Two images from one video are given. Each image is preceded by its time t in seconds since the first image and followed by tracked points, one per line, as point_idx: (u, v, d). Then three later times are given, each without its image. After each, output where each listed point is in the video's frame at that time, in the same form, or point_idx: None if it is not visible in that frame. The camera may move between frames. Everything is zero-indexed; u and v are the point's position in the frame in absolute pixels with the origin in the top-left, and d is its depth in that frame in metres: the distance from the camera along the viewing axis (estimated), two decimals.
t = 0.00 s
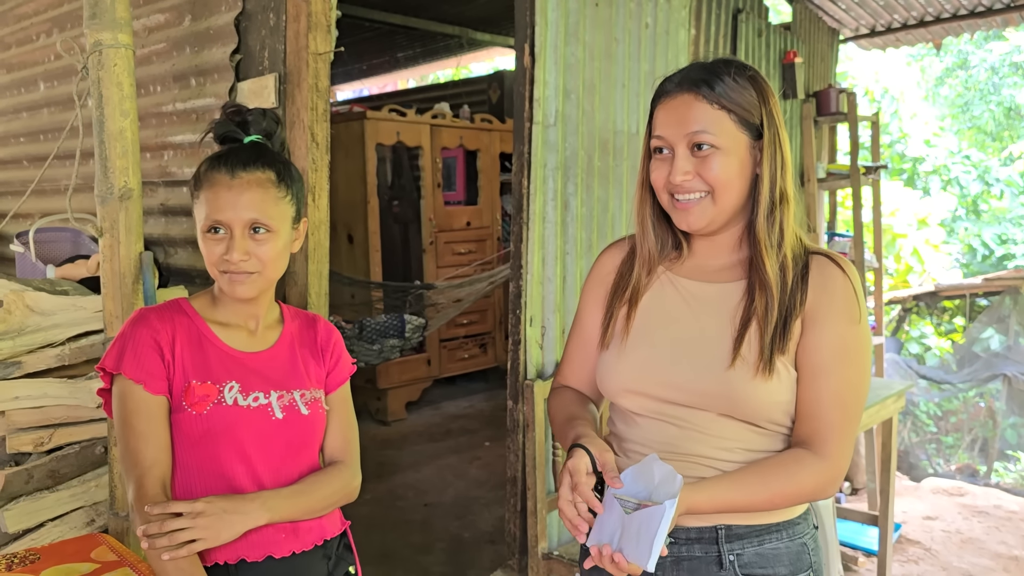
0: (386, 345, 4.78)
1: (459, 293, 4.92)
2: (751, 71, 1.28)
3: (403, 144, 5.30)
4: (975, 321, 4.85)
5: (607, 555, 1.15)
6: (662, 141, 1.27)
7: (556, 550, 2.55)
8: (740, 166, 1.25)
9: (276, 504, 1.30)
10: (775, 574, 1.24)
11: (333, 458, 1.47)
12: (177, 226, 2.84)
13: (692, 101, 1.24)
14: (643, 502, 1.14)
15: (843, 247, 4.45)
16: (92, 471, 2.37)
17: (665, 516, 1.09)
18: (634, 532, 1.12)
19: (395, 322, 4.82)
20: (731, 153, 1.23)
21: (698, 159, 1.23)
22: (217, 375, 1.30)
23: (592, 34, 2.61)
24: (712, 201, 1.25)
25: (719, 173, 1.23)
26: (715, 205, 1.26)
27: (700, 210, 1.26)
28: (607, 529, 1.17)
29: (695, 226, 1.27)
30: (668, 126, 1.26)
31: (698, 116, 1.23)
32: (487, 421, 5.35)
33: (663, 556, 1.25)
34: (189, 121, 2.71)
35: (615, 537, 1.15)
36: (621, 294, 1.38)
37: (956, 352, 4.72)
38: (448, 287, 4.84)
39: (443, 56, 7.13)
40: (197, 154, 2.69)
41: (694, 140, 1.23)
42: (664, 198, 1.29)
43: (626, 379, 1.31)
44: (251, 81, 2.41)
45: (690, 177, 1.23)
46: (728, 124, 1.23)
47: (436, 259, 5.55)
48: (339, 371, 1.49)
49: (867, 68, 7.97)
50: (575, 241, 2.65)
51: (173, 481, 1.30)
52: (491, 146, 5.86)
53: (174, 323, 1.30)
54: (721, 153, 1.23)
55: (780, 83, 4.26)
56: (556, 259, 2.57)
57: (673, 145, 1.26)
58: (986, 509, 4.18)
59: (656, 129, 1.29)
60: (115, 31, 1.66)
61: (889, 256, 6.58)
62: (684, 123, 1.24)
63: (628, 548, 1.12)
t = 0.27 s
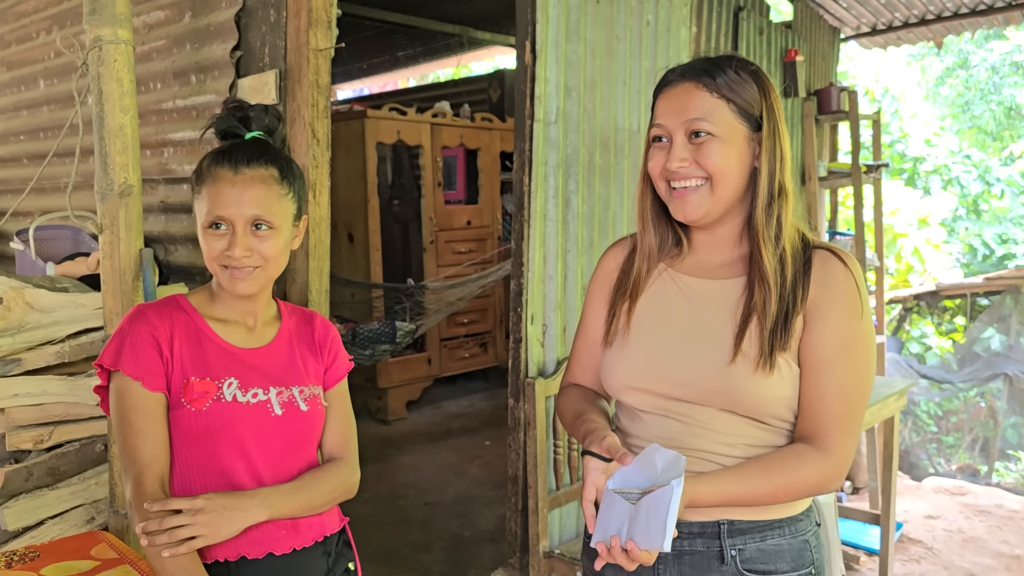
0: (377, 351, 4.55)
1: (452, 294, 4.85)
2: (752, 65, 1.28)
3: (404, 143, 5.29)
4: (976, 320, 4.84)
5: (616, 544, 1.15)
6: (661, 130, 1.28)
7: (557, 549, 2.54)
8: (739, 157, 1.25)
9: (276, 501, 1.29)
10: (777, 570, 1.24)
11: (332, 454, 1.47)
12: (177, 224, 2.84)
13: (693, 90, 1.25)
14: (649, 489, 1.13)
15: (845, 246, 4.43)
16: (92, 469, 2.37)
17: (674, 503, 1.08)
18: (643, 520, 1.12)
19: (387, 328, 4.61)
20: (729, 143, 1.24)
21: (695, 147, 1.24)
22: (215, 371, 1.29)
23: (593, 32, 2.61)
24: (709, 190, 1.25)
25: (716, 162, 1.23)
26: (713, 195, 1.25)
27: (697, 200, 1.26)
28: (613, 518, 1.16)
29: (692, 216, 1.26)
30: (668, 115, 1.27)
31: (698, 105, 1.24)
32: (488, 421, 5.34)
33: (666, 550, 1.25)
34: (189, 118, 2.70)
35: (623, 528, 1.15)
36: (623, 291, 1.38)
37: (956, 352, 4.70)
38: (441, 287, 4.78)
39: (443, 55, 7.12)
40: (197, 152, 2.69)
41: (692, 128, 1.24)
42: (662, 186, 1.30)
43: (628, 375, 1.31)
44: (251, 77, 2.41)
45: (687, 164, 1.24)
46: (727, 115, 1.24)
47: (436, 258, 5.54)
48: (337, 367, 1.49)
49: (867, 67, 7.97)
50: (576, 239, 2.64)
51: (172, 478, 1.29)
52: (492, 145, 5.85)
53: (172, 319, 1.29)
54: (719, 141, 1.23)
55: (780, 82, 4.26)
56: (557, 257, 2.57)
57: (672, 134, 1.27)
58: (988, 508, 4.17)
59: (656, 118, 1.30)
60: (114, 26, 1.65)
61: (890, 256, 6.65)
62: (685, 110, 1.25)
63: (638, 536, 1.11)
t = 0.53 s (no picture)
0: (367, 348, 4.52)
1: (446, 289, 4.86)
2: (753, 65, 1.28)
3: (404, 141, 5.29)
4: (976, 320, 4.83)
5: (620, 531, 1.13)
6: (663, 129, 1.28)
7: (557, 547, 2.54)
8: (741, 154, 1.25)
9: (276, 496, 1.29)
10: (776, 564, 1.24)
11: (331, 449, 1.47)
12: (177, 221, 2.84)
13: (695, 88, 1.25)
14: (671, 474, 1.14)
15: (846, 244, 4.41)
16: (92, 466, 2.37)
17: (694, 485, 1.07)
18: (654, 505, 1.11)
19: (377, 326, 4.56)
20: (731, 140, 1.23)
21: (697, 144, 1.24)
22: (213, 367, 1.29)
23: (594, 30, 2.61)
24: (711, 186, 1.25)
25: (718, 160, 1.23)
26: (716, 190, 1.25)
27: (699, 195, 1.26)
28: (621, 506, 1.15)
29: (695, 212, 1.26)
30: (669, 113, 1.27)
31: (701, 104, 1.24)
32: (488, 419, 5.34)
33: (666, 543, 1.25)
34: (189, 115, 2.70)
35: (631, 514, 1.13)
36: (626, 287, 1.37)
37: (957, 351, 4.69)
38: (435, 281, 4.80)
39: (443, 53, 7.11)
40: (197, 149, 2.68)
41: (694, 126, 1.24)
42: (663, 184, 1.30)
43: (633, 370, 1.31)
44: (252, 74, 2.41)
45: (689, 161, 1.24)
46: (728, 113, 1.23)
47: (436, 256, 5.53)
48: (333, 362, 1.49)
49: (867, 66, 7.96)
50: (576, 237, 2.64)
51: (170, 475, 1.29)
52: (492, 144, 5.85)
53: (170, 315, 1.29)
54: (721, 139, 1.23)
55: (781, 80, 4.25)
56: (558, 255, 2.56)
57: (674, 132, 1.27)
58: (988, 507, 4.17)
59: (658, 116, 1.30)
60: (115, 22, 1.65)
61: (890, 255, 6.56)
62: (687, 108, 1.25)
63: (646, 519, 1.10)
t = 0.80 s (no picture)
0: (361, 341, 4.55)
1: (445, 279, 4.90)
2: (752, 69, 1.28)
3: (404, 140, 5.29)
4: (976, 318, 4.82)
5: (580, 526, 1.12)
6: (666, 147, 1.28)
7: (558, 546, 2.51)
8: (745, 165, 1.26)
9: (274, 492, 1.29)
10: (769, 560, 1.24)
11: (328, 442, 1.47)
12: (178, 219, 2.84)
13: (694, 105, 1.24)
14: (634, 469, 1.16)
15: (846, 243, 4.37)
16: (92, 464, 2.37)
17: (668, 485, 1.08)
18: (621, 503, 1.11)
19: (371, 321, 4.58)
20: (734, 152, 1.24)
21: (702, 160, 1.24)
22: (212, 364, 1.29)
23: (594, 28, 2.61)
24: (717, 200, 1.26)
25: (722, 174, 1.23)
26: (720, 205, 1.27)
27: (706, 209, 1.27)
28: (579, 503, 1.14)
29: (702, 225, 1.28)
30: (671, 130, 1.27)
31: (701, 119, 1.23)
32: (488, 417, 5.34)
33: (660, 538, 1.26)
34: (189, 113, 2.70)
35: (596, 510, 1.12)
36: (631, 283, 1.37)
37: (957, 350, 4.70)
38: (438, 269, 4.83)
39: (443, 52, 7.11)
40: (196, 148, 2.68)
41: (696, 144, 1.24)
42: (672, 200, 1.30)
43: (637, 363, 1.30)
44: (252, 73, 2.41)
45: (696, 178, 1.24)
46: (729, 124, 1.23)
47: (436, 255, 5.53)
48: (330, 355, 1.49)
49: (867, 65, 7.96)
50: (577, 234, 2.62)
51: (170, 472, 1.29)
52: (492, 142, 5.85)
53: (168, 312, 1.29)
54: (723, 151, 1.23)
55: (781, 78, 4.25)
56: (558, 254, 2.57)
57: (677, 147, 1.26)
58: (988, 505, 4.17)
59: (659, 133, 1.29)
60: (114, 20, 1.65)
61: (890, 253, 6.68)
62: (688, 125, 1.24)
63: (613, 518, 1.10)
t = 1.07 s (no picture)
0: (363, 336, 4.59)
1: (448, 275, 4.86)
2: (751, 65, 1.28)
3: (404, 134, 5.28)
4: (976, 312, 4.81)
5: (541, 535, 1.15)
6: (669, 142, 1.28)
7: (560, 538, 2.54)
8: (747, 160, 1.26)
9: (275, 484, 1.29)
10: (760, 551, 1.27)
11: (326, 433, 1.49)
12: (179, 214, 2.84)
13: (696, 101, 1.24)
14: (594, 478, 1.19)
15: (846, 237, 4.39)
16: (95, 458, 2.38)
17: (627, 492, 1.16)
18: (582, 507, 1.16)
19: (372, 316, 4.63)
20: (736, 149, 1.24)
21: (704, 157, 1.25)
22: (212, 358, 1.30)
23: (595, 21, 2.59)
24: (720, 196, 1.27)
25: (724, 168, 1.24)
26: (724, 201, 1.27)
27: (709, 206, 1.28)
28: (539, 512, 1.17)
29: (705, 221, 1.29)
30: (673, 126, 1.27)
31: (703, 116, 1.23)
32: (488, 412, 5.35)
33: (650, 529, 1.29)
34: (190, 108, 2.70)
35: (557, 518, 1.16)
36: (631, 276, 1.39)
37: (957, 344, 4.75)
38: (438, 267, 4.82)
39: (443, 46, 7.09)
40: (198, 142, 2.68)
41: (699, 139, 1.24)
42: (674, 195, 1.31)
43: (632, 355, 1.31)
44: (253, 67, 2.41)
45: (697, 174, 1.25)
46: (730, 121, 1.23)
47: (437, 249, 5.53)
48: (327, 347, 1.50)
49: (868, 59, 7.94)
50: (577, 229, 2.62)
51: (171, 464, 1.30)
52: (492, 136, 5.84)
53: (169, 305, 1.29)
54: (726, 150, 1.23)
55: (782, 72, 4.24)
56: (558, 248, 2.58)
57: (679, 144, 1.27)
58: (987, 499, 4.19)
59: (663, 129, 1.30)
60: (116, 14, 1.65)
61: (890, 247, 6.60)
62: (690, 122, 1.24)
63: (575, 525, 1.15)
